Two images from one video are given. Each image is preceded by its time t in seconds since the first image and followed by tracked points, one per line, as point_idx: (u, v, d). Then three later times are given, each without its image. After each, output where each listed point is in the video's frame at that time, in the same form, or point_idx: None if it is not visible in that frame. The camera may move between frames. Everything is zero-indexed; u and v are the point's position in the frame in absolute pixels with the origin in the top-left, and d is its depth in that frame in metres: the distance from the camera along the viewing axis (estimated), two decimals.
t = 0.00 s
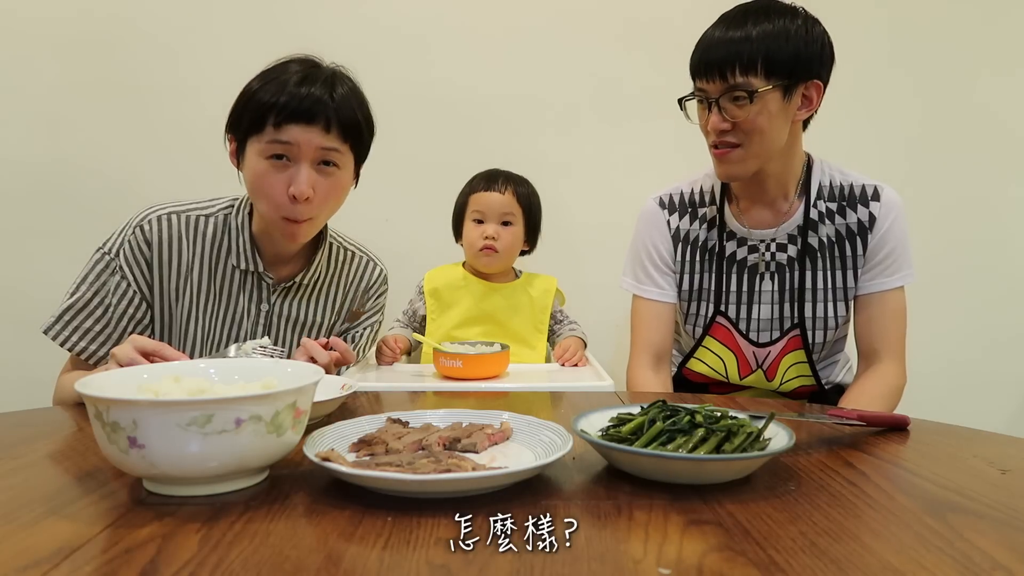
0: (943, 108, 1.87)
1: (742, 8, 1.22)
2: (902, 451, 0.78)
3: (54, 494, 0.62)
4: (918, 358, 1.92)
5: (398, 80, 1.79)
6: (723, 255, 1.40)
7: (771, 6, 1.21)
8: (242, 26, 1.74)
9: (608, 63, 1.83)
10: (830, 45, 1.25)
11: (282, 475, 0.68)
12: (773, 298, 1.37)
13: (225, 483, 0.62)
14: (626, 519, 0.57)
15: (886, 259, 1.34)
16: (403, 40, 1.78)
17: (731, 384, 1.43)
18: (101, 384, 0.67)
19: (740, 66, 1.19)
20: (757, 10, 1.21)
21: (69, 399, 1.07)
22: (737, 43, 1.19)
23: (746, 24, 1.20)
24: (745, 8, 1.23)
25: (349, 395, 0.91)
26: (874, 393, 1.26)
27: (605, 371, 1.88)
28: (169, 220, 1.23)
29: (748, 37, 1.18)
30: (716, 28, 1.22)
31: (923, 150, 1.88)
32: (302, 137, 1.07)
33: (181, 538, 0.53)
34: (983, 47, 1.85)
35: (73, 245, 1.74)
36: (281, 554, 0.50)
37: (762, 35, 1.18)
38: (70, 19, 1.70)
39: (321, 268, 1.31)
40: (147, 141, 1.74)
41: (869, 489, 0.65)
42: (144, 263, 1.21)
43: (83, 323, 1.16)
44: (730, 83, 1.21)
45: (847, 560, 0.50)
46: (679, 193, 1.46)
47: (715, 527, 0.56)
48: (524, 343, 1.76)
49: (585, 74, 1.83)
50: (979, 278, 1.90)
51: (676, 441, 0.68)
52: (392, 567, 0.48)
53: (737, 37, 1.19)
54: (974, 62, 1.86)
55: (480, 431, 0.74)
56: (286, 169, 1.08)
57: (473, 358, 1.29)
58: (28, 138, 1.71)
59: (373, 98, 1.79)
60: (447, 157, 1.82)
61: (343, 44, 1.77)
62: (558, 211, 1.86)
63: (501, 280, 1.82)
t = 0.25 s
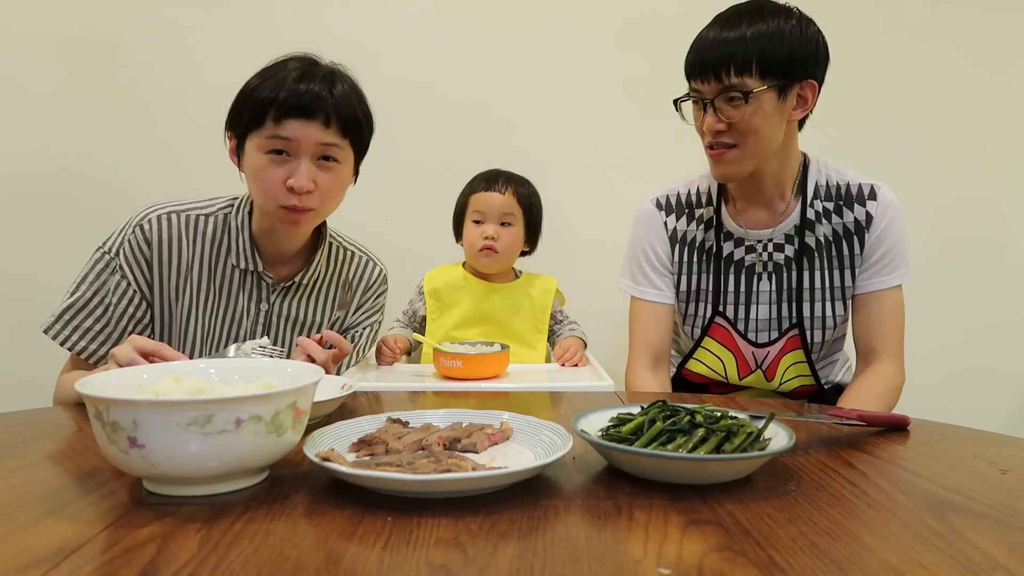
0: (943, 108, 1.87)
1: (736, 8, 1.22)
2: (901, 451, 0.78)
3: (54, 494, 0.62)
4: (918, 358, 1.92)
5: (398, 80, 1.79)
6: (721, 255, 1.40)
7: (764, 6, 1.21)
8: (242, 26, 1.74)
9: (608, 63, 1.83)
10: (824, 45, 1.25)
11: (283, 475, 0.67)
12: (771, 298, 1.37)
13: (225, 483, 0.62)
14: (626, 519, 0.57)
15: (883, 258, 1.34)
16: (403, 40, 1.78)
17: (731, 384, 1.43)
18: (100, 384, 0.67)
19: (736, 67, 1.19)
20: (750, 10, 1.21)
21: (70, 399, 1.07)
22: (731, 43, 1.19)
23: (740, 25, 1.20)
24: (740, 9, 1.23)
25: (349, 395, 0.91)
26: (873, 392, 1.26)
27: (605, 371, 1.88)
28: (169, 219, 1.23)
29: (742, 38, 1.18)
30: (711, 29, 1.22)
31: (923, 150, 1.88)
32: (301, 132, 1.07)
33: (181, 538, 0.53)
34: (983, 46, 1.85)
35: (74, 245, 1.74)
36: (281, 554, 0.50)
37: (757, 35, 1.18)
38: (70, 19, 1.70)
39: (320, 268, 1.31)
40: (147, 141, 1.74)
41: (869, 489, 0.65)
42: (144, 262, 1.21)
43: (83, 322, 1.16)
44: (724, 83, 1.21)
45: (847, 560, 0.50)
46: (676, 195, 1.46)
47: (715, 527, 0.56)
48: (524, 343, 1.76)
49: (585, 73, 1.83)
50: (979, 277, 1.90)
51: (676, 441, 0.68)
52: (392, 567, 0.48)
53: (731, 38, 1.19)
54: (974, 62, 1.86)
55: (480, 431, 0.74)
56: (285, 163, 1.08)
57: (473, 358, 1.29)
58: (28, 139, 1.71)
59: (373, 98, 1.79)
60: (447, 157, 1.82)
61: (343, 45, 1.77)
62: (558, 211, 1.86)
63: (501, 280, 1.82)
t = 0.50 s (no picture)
0: (942, 108, 1.87)
1: (731, 9, 1.22)
2: (901, 451, 0.78)
3: (54, 494, 0.62)
4: (918, 358, 1.92)
5: (398, 80, 1.79)
6: (719, 256, 1.40)
7: (759, 6, 1.21)
8: (241, 26, 1.74)
9: (607, 63, 1.83)
10: (819, 45, 1.25)
11: (283, 475, 0.67)
12: (769, 298, 1.37)
13: (225, 482, 0.62)
14: (626, 519, 0.57)
15: (881, 257, 1.34)
16: (403, 40, 1.78)
17: (730, 384, 1.43)
18: (101, 384, 0.67)
19: (731, 67, 1.19)
20: (745, 11, 1.21)
21: (69, 399, 1.07)
22: (726, 43, 1.19)
23: (735, 26, 1.19)
24: (734, 9, 1.23)
25: (349, 395, 0.91)
26: (873, 392, 1.26)
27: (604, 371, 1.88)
28: (169, 218, 1.24)
29: (737, 38, 1.18)
30: (706, 29, 1.22)
31: (923, 150, 1.88)
32: (300, 126, 1.07)
33: (181, 538, 0.53)
34: (983, 46, 1.85)
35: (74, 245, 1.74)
36: (281, 554, 0.50)
37: (752, 35, 1.18)
38: (70, 19, 1.70)
39: (319, 268, 1.31)
40: (147, 141, 1.74)
41: (869, 489, 0.65)
42: (144, 262, 1.21)
43: (83, 322, 1.16)
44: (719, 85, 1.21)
45: (847, 560, 0.50)
46: (673, 195, 1.46)
47: (715, 527, 0.56)
48: (524, 343, 1.76)
49: (585, 73, 1.83)
50: (979, 277, 1.90)
51: (676, 441, 0.68)
52: (392, 567, 0.48)
53: (726, 38, 1.19)
54: (973, 62, 1.86)
55: (480, 431, 0.74)
56: (284, 157, 1.08)
57: (473, 358, 1.29)
58: (28, 138, 1.71)
59: (373, 99, 1.79)
60: (447, 157, 1.82)
61: (343, 45, 1.77)
62: (558, 211, 1.86)
63: (501, 280, 1.82)
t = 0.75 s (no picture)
0: (942, 108, 1.87)
1: (730, 9, 1.22)
2: (901, 451, 0.78)
3: (54, 494, 0.62)
4: (918, 357, 1.92)
5: (398, 80, 1.79)
6: (718, 256, 1.40)
7: (759, 6, 1.21)
8: (241, 26, 1.74)
9: (607, 63, 1.83)
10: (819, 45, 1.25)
11: (283, 475, 0.67)
12: (769, 298, 1.37)
13: (226, 482, 0.62)
14: (626, 519, 0.57)
15: (881, 257, 1.34)
16: (403, 40, 1.78)
17: (730, 384, 1.43)
18: (101, 384, 0.67)
19: (731, 67, 1.19)
20: (745, 11, 1.21)
21: (69, 398, 1.07)
22: (726, 43, 1.18)
23: (735, 26, 1.19)
24: (734, 9, 1.23)
25: (349, 395, 0.91)
26: (873, 392, 1.26)
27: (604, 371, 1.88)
28: (169, 217, 1.24)
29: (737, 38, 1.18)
30: (706, 29, 1.22)
31: (923, 150, 1.88)
32: (298, 125, 1.07)
33: (181, 538, 0.53)
34: (983, 46, 1.85)
35: (73, 245, 1.74)
36: (281, 554, 0.50)
37: (751, 35, 1.18)
38: (70, 19, 1.70)
39: (318, 267, 1.31)
40: (146, 141, 1.74)
41: (869, 489, 0.65)
42: (144, 261, 1.21)
43: (83, 321, 1.16)
44: (719, 85, 1.21)
45: (847, 560, 0.50)
46: (673, 195, 1.46)
47: (715, 527, 0.56)
48: (524, 343, 1.77)
49: (585, 73, 1.83)
50: (979, 277, 1.90)
51: (676, 441, 0.68)
52: (392, 567, 0.48)
53: (726, 38, 1.19)
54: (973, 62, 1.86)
55: (480, 431, 0.74)
56: (281, 157, 1.09)
57: (473, 358, 1.29)
58: (28, 138, 1.71)
59: (373, 99, 1.79)
60: (447, 157, 1.82)
61: (343, 44, 1.77)
62: (558, 211, 1.86)
63: (501, 280, 1.82)
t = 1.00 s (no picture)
0: (942, 108, 1.87)
1: (733, 9, 1.22)
2: (901, 451, 0.78)
3: (54, 494, 0.62)
4: (917, 358, 1.92)
5: (398, 80, 1.79)
6: (720, 256, 1.39)
7: (761, 5, 1.21)
8: (241, 26, 1.74)
9: (607, 63, 1.83)
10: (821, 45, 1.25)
11: (283, 475, 0.67)
12: (770, 298, 1.37)
13: (226, 482, 0.62)
14: (626, 519, 0.57)
15: (882, 258, 1.34)
16: (403, 40, 1.78)
17: (730, 384, 1.43)
18: (101, 383, 0.67)
19: (734, 66, 1.19)
20: (748, 10, 1.21)
21: (69, 398, 1.07)
22: (729, 43, 1.18)
23: (738, 26, 1.19)
24: (736, 9, 1.22)
25: (349, 396, 0.91)
26: (873, 392, 1.26)
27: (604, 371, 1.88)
28: (169, 217, 1.24)
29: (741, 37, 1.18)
30: (709, 28, 1.22)
31: (923, 150, 1.88)
32: (296, 127, 1.07)
33: (181, 538, 0.53)
34: (982, 46, 1.85)
35: (74, 245, 1.74)
36: (281, 553, 0.50)
37: (754, 35, 1.18)
38: (70, 19, 1.70)
39: (319, 268, 1.31)
40: (147, 141, 1.74)
41: (868, 489, 0.65)
42: (144, 261, 1.21)
43: (84, 321, 1.16)
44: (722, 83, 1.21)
45: (847, 560, 0.50)
46: (675, 195, 1.46)
47: (715, 527, 0.56)
48: (524, 342, 1.77)
49: (585, 73, 1.83)
50: (980, 276, 1.90)
51: (676, 441, 0.68)
52: (392, 567, 0.48)
53: (729, 38, 1.19)
54: (973, 62, 1.86)
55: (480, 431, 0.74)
56: (279, 158, 1.09)
57: (473, 358, 1.29)
58: (29, 138, 1.71)
59: (372, 99, 1.79)
60: (446, 157, 1.82)
61: (343, 44, 1.77)
62: (557, 211, 1.86)
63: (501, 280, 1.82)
